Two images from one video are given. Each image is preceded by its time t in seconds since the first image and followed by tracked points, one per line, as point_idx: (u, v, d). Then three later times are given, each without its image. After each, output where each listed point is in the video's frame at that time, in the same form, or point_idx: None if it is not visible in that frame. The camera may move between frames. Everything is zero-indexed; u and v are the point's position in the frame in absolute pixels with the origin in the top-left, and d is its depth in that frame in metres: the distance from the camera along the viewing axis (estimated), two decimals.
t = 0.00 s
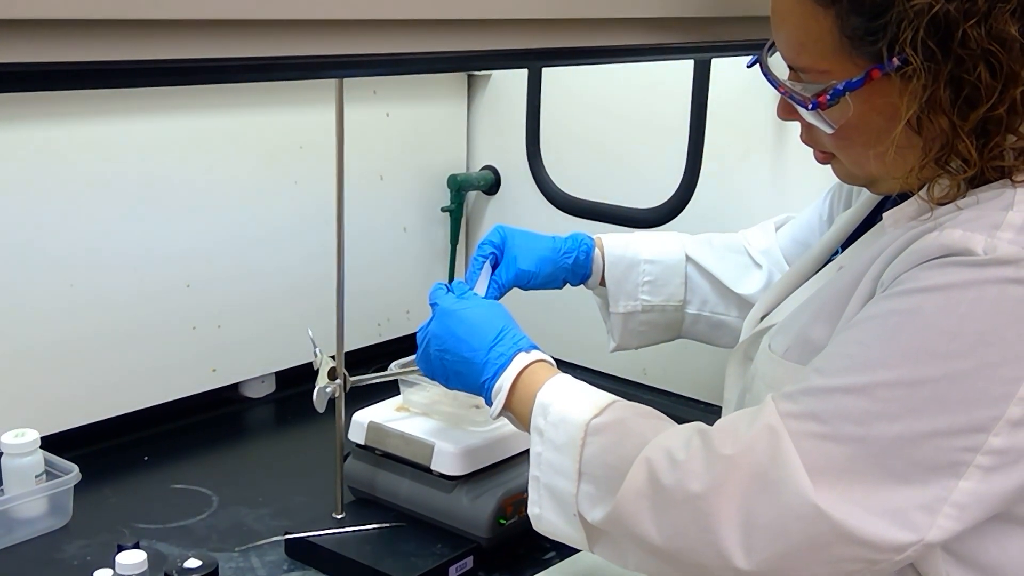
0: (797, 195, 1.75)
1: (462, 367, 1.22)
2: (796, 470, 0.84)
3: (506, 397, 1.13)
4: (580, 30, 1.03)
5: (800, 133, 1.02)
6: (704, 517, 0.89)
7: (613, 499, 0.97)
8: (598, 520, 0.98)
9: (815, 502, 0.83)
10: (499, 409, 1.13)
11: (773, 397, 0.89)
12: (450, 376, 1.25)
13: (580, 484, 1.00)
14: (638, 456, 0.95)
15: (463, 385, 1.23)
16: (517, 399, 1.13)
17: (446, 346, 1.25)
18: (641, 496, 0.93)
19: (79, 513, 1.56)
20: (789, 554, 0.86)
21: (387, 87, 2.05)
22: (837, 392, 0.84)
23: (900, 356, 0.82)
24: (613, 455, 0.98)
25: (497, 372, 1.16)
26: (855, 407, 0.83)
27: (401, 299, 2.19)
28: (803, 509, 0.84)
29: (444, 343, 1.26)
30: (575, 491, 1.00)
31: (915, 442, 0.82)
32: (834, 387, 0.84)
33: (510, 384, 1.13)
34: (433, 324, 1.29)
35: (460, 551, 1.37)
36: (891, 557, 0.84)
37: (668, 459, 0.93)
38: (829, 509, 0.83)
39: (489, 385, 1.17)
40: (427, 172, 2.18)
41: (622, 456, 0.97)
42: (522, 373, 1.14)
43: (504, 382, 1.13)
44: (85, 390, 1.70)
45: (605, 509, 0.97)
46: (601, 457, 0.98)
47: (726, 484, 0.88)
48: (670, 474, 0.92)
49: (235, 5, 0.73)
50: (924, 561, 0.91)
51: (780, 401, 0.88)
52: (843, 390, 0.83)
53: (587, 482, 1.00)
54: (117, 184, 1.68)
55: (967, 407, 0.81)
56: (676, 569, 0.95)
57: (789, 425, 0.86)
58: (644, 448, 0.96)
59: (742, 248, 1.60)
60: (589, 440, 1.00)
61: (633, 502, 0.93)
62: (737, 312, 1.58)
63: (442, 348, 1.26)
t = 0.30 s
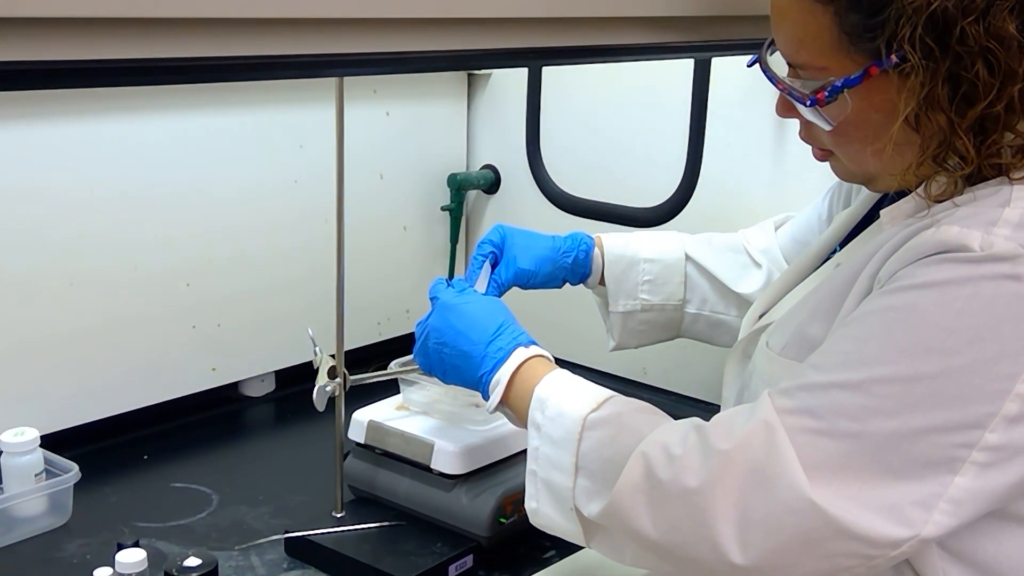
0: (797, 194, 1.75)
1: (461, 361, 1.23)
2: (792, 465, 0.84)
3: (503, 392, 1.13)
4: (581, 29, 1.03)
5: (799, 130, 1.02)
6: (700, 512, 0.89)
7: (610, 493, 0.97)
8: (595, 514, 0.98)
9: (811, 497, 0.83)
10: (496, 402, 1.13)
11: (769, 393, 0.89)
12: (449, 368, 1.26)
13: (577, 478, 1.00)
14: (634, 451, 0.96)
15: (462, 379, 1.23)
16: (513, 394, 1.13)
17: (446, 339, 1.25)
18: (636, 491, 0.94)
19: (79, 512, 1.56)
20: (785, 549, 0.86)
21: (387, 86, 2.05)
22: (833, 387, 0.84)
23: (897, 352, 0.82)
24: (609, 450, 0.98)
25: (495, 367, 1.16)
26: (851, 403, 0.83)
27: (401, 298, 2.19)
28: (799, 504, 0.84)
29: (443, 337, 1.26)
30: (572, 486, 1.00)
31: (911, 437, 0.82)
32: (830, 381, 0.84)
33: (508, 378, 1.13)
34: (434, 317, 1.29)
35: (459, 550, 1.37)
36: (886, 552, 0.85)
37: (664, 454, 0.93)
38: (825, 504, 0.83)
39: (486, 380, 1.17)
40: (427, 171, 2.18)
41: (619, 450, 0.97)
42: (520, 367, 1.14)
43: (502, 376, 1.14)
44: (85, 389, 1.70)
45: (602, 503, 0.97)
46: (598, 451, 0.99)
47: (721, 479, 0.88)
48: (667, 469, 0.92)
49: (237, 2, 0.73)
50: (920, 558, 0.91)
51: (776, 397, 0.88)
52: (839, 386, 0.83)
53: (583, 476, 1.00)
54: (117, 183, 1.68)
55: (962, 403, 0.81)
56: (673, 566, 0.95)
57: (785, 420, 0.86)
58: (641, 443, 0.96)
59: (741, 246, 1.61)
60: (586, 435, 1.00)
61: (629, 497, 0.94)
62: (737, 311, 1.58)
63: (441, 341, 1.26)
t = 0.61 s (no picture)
0: (794, 196, 1.76)
1: (457, 368, 1.23)
2: (792, 471, 0.85)
3: (502, 398, 1.13)
4: (579, 31, 1.03)
5: (795, 131, 1.02)
6: (702, 518, 0.89)
7: (610, 501, 0.97)
8: (594, 521, 0.98)
9: (812, 502, 0.84)
10: (494, 409, 1.13)
11: (769, 398, 0.89)
12: (444, 375, 1.26)
13: (576, 485, 1.00)
14: (634, 457, 0.96)
15: (458, 385, 1.23)
16: (511, 401, 1.13)
17: (441, 345, 1.26)
18: (638, 497, 0.94)
19: (77, 514, 1.56)
20: (785, 553, 0.86)
21: (385, 87, 2.05)
22: (833, 392, 0.84)
23: (896, 357, 0.82)
24: (609, 456, 0.98)
25: (493, 373, 1.16)
26: (850, 408, 0.83)
27: (400, 300, 2.19)
28: (799, 509, 0.84)
29: (438, 343, 1.26)
30: (571, 492, 1.00)
31: (910, 442, 0.82)
32: (829, 387, 0.84)
33: (506, 385, 1.13)
34: (429, 323, 1.29)
35: (458, 551, 1.38)
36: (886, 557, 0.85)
37: (664, 460, 0.93)
38: (826, 510, 0.84)
39: (484, 387, 1.17)
40: (425, 173, 2.18)
41: (618, 455, 0.97)
42: (517, 375, 1.14)
43: (500, 383, 1.14)
44: (83, 390, 1.70)
45: (601, 510, 0.97)
46: (597, 458, 0.99)
47: (722, 485, 0.88)
48: (667, 475, 0.92)
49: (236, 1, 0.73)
50: (919, 562, 0.91)
51: (776, 402, 0.88)
52: (839, 391, 0.84)
53: (582, 483, 1.00)
54: (115, 185, 1.68)
55: (962, 407, 0.82)
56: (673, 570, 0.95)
57: (785, 426, 0.86)
58: (641, 449, 0.96)
59: (739, 249, 1.61)
60: (585, 441, 1.00)
61: (630, 503, 0.94)
62: (735, 312, 1.58)
63: (437, 347, 1.26)
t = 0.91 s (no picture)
0: (796, 198, 1.76)
1: (459, 372, 1.23)
2: (796, 475, 0.84)
3: (504, 402, 1.13)
4: (580, 32, 1.03)
5: (798, 132, 1.02)
6: (706, 523, 0.89)
7: (614, 506, 0.97)
8: (598, 526, 0.98)
9: (816, 507, 0.84)
10: (496, 413, 1.13)
11: (773, 402, 0.89)
12: (446, 378, 1.26)
13: (578, 489, 1.00)
14: (638, 461, 0.96)
15: (460, 389, 1.23)
16: (513, 405, 1.13)
17: (443, 349, 1.26)
18: (641, 502, 0.93)
19: (78, 515, 1.56)
20: (789, 558, 0.86)
21: (387, 89, 2.05)
22: (837, 397, 0.84)
23: (900, 360, 0.82)
24: (613, 461, 0.98)
25: (495, 377, 1.16)
26: (854, 412, 0.83)
27: (402, 301, 2.19)
28: (803, 513, 0.84)
29: (440, 347, 1.26)
30: (575, 497, 1.00)
31: (915, 445, 0.82)
32: (833, 390, 0.84)
33: (508, 389, 1.13)
34: (430, 326, 1.29)
35: (459, 552, 1.38)
36: (891, 561, 0.85)
37: (668, 464, 0.93)
38: (830, 514, 0.83)
39: (485, 391, 1.17)
40: (427, 174, 2.18)
41: (621, 459, 0.97)
42: (519, 378, 1.14)
43: (502, 387, 1.14)
44: (85, 392, 1.70)
45: (605, 515, 0.98)
46: (600, 462, 0.98)
47: (726, 489, 0.88)
48: (671, 480, 0.92)
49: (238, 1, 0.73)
50: (922, 565, 0.91)
51: (780, 406, 0.88)
52: (843, 395, 0.84)
53: (585, 487, 1.00)
54: (117, 186, 1.68)
55: (967, 411, 0.82)
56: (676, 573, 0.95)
57: (789, 430, 0.86)
58: (645, 453, 0.96)
59: (742, 250, 1.61)
60: (588, 445, 1.00)
61: (633, 507, 0.93)
62: (737, 314, 1.58)
63: (438, 351, 1.26)
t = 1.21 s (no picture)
0: (796, 199, 1.76)
1: (459, 375, 1.23)
2: (797, 479, 0.84)
3: (503, 406, 1.13)
4: (580, 33, 1.03)
5: (798, 133, 1.02)
6: (708, 526, 0.89)
7: (615, 509, 0.97)
8: (599, 530, 0.98)
9: (817, 510, 0.84)
10: (496, 416, 1.13)
11: (774, 406, 0.89)
12: (445, 381, 1.26)
13: (579, 493, 1.00)
14: (640, 465, 0.96)
15: (460, 392, 1.23)
16: (513, 409, 1.13)
17: (443, 351, 1.26)
18: (643, 505, 0.93)
19: (77, 515, 1.56)
20: (791, 560, 0.86)
21: (387, 89, 2.05)
22: (838, 400, 0.84)
23: (901, 363, 0.82)
24: (614, 464, 0.98)
25: (495, 381, 1.16)
26: (856, 415, 0.83)
27: (401, 302, 2.19)
28: (805, 516, 0.84)
29: (439, 349, 1.26)
30: (575, 501, 1.00)
31: (917, 448, 0.82)
32: (834, 394, 0.84)
33: (508, 393, 1.13)
34: (429, 329, 1.29)
35: (458, 553, 1.38)
36: (893, 563, 0.85)
37: (670, 467, 0.93)
38: (832, 517, 0.84)
39: (485, 394, 1.17)
40: (426, 174, 2.18)
41: (622, 462, 0.97)
42: (519, 382, 1.14)
43: (502, 391, 1.14)
44: (84, 391, 1.70)
45: (606, 519, 0.98)
46: (601, 465, 0.99)
47: (727, 493, 0.88)
48: (673, 483, 0.92)
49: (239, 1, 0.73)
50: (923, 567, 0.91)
51: (782, 409, 0.88)
52: (845, 398, 0.84)
53: (586, 490, 1.00)
54: (117, 186, 1.68)
55: (969, 414, 0.82)
56: None
57: (791, 434, 0.86)
58: (646, 457, 0.96)
59: (741, 252, 1.61)
60: (589, 449, 1.00)
61: (635, 510, 0.93)
62: (736, 316, 1.58)
63: (437, 353, 1.26)
